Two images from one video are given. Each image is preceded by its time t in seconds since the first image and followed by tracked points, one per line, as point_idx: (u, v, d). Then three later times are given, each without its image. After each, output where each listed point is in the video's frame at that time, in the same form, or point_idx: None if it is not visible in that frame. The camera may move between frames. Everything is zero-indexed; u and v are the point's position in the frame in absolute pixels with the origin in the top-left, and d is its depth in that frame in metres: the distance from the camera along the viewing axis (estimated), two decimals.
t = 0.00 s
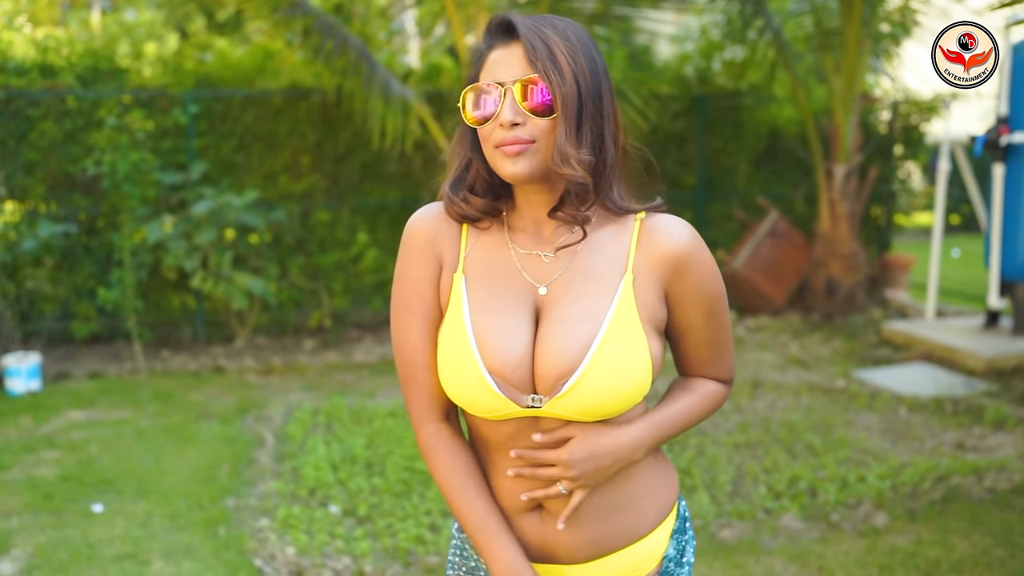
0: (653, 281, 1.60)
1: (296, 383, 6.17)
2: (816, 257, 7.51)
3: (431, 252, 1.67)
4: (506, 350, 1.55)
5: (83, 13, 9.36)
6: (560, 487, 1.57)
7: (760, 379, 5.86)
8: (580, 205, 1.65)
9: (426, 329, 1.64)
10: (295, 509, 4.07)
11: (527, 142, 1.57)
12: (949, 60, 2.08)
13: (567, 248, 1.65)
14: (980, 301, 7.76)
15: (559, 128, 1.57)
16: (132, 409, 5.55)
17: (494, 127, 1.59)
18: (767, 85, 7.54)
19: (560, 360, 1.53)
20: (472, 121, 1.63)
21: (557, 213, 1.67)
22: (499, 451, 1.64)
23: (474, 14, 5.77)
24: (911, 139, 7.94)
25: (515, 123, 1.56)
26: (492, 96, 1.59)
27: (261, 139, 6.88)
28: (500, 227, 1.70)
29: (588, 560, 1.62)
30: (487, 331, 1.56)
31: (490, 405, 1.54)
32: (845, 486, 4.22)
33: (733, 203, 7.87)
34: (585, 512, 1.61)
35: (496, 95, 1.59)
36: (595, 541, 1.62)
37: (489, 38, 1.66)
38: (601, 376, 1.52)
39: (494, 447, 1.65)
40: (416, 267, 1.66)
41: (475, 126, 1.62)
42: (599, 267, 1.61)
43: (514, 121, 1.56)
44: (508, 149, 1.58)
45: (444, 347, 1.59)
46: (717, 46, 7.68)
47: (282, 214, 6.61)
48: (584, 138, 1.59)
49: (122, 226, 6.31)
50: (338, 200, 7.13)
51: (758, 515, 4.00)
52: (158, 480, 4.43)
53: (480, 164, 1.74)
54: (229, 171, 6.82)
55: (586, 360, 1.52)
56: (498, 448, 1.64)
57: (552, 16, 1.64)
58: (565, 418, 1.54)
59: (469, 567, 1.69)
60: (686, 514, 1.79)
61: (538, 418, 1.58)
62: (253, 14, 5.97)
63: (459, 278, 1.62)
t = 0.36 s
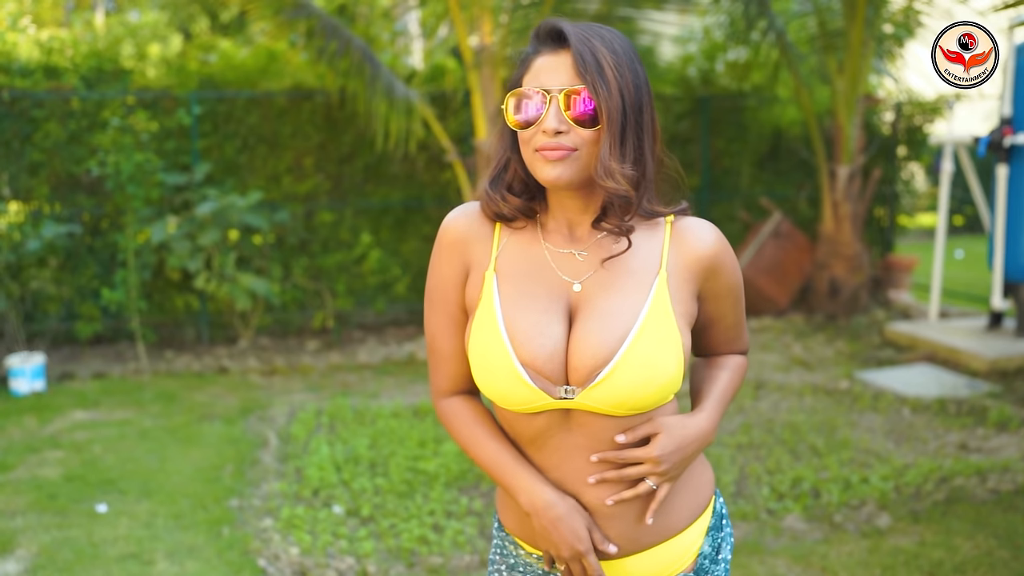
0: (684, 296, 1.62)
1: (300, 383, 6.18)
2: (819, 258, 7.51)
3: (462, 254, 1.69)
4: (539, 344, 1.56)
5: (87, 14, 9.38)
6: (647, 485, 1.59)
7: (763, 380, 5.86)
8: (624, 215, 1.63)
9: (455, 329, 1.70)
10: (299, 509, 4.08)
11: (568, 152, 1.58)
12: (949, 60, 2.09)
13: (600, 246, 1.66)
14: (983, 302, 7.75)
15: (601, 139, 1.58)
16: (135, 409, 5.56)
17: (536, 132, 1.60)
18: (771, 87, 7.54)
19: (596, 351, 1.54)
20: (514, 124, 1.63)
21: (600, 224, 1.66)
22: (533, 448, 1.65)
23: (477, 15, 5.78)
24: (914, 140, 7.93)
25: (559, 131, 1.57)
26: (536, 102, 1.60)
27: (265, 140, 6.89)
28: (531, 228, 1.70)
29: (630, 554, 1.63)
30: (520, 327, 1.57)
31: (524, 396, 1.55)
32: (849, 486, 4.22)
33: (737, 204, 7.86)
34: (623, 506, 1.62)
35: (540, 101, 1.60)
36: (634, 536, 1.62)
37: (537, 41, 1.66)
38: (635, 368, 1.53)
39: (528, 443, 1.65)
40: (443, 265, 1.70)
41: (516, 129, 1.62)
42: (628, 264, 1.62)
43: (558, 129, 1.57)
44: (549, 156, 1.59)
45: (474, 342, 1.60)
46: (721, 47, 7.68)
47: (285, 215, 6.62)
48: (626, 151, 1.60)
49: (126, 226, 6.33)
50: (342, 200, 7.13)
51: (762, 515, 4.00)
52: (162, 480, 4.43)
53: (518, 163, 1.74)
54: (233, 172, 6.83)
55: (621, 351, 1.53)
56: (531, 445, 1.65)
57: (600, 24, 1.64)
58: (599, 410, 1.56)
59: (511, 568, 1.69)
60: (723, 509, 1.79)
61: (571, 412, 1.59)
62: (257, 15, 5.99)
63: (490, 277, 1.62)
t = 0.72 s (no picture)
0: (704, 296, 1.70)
1: (304, 383, 6.19)
2: (822, 258, 7.52)
3: (483, 241, 1.79)
4: (560, 330, 1.64)
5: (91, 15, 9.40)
6: (695, 458, 1.68)
7: (766, 380, 5.86)
8: (668, 216, 1.71)
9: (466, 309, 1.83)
10: (303, 509, 4.09)
11: (598, 148, 1.66)
12: (949, 61, 2.15)
13: (623, 240, 1.75)
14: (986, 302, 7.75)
15: (635, 140, 1.67)
16: (140, 409, 5.57)
17: (569, 130, 1.68)
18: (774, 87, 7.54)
19: (619, 340, 1.62)
20: (547, 120, 1.71)
21: (647, 225, 1.73)
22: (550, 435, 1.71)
23: (480, 15, 5.79)
24: (917, 140, 7.92)
25: (591, 131, 1.65)
26: (571, 101, 1.68)
27: (268, 140, 6.90)
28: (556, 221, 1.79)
29: (639, 544, 1.70)
30: (543, 313, 1.65)
31: (545, 380, 1.62)
32: (852, 487, 4.22)
33: (740, 204, 7.85)
34: (633, 496, 1.68)
35: (574, 100, 1.68)
36: (643, 527, 1.69)
37: (574, 42, 1.75)
38: (655, 358, 1.60)
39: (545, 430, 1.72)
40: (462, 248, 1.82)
41: (550, 125, 1.70)
42: (648, 260, 1.70)
43: (591, 128, 1.65)
44: (580, 152, 1.67)
45: (496, 326, 1.67)
46: (724, 47, 7.70)
47: (289, 215, 6.63)
48: (659, 151, 1.68)
49: (130, 227, 6.34)
50: (345, 200, 7.14)
51: (765, 515, 4.00)
52: (166, 480, 4.45)
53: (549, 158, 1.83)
54: (237, 172, 6.84)
55: (643, 340, 1.61)
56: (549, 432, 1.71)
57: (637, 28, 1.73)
58: (617, 398, 1.62)
59: (523, 551, 1.76)
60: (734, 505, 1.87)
61: (589, 400, 1.65)
62: (261, 16, 6.00)
63: (513, 266, 1.70)
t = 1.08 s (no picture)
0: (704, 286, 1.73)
1: (306, 382, 6.20)
2: (824, 257, 7.52)
3: (484, 217, 1.84)
4: (561, 309, 1.67)
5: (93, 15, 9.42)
6: (709, 409, 1.70)
7: (768, 379, 5.86)
8: (680, 207, 1.74)
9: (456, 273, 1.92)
10: (305, 507, 4.10)
11: (605, 140, 1.68)
12: (950, 60, 2.20)
13: (627, 227, 1.77)
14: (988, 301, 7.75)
15: (642, 135, 1.70)
16: (143, 408, 5.59)
17: (576, 123, 1.70)
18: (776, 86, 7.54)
19: (620, 321, 1.65)
20: (554, 114, 1.73)
21: (661, 217, 1.75)
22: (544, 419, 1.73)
23: (482, 15, 5.80)
24: (919, 140, 7.92)
25: (599, 124, 1.68)
26: (579, 95, 1.71)
27: (271, 139, 6.91)
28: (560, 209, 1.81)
29: (631, 529, 1.73)
30: (546, 291, 1.68)
31: (544, 358, 1.65)
32: (853, 485, 4.23)
33: (742, 203, 7.85)
34: (627, 481, 1.72)
35: (582, 94, 1.70)
36: (634, 513, 1.73)
37: (581, 36, 1.77)
38: (656, 340, 1.63)
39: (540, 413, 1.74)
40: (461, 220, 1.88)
41: (557, 119, 1.73)
42: (646, 248, 1.74)
43: (598, 122, 1.68)
44: (587, 144, 1.69)
45: (499, 302, 1.70)
46: (725, 46, 7.66)
47: (291, 215, 6.64)
48: (665, 146, 1.71)
49: (133, 226, 6.36)
50: (347, 200, 7.15)
51: (766, 513, 4.01)
52: (169, 478, 4.46)
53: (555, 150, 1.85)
54: (239, 172, 6.85)
55: (644, 322, 1.64)
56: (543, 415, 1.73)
57: (643, 24, 1.75)
58: (616, 379, 1.65)
59: (511, 540, 1.78)
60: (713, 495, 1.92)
61: (587, 383, 1.69)
62: (263, 16, 6.02)
63: (518, 246, 1.73)
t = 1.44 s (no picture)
0: (676, 281, 1.83)
1: (307, 383, 6.22)
2: (825, 258, 7.53)
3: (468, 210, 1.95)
4: (539, 300, 1.78)
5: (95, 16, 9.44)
6: (708, 348, 1.69)
7: (769, 380, 5.86)
8: (657, 205, 1.87)
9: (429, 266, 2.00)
10: (306, 507, 4.10)
11: (588, 140, 1.79)
12: (950, 60, 2.46)
13: (603, 224, 1.90)
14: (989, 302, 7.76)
15: (624, 136, 1.81)
16: (144, 408, 5.60)
17: (560, 125, 1.80)
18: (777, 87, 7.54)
19: (596, 314, 1.77)
20: (537, 116, 1.84)
21: (638, 215, 1.89)
22: (516, 409, 1.83)
23: (484, 15, 5.80)
24: (921, 141, 7.93)
25: (583, 127, 1.78)
26: (562, 98, 1.81)
27: (272, 140, 6.92)
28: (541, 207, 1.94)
29: (593, 518, 1.83)
30: (526, 282, 1.80)
31: (522, 347, 1.76)
32: (853, 486, 4.23)
33: (743, 204, 7.86)
34: (591, 472, 1.81)
35: (565, 97, 1.81)
36: (598, 503, 1.82)
37: (562, 42, 1.88)
38: (628, 334, 1.75)
39: (510, 402, 1.83)
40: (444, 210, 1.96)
41: (541, 121, 1.83)
42: (621, 246, 1.86)
43: (581, 125, 1.78)
44: (570, 145, 1.80)
45: (480, 292, 1.81)
46: (726, 47, 7.66)
47: (293, 215, 6.65)
48: (645, 146, 1.83)
49: (135, 227, 6.37)
50: (349, 201, 7.16)
51: (766, 514, 4.01)
52: (170, 478, 4.47)
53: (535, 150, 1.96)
54: (241, 172, 6.87)
55: (619, 316, 1.76)
56: (514, 405, 1.83)
57: (621, 29, 1.87)
58: (586, 369, 1.76)
59: (478, 526, 1.86)
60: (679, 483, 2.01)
61: (559, 376, 1.79)
62: (265, 17, 6.02)
63: (501, 240, 1.85)
